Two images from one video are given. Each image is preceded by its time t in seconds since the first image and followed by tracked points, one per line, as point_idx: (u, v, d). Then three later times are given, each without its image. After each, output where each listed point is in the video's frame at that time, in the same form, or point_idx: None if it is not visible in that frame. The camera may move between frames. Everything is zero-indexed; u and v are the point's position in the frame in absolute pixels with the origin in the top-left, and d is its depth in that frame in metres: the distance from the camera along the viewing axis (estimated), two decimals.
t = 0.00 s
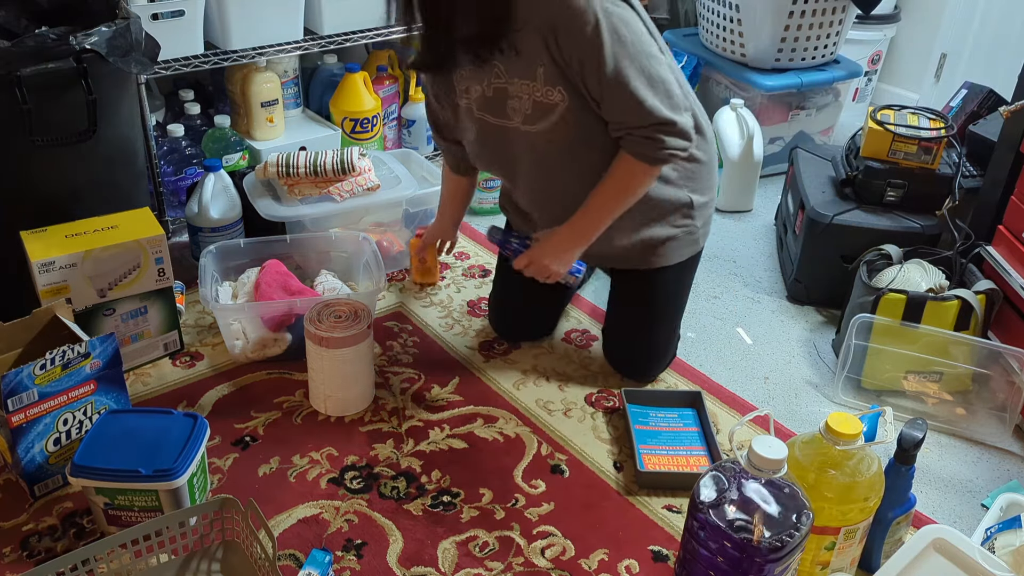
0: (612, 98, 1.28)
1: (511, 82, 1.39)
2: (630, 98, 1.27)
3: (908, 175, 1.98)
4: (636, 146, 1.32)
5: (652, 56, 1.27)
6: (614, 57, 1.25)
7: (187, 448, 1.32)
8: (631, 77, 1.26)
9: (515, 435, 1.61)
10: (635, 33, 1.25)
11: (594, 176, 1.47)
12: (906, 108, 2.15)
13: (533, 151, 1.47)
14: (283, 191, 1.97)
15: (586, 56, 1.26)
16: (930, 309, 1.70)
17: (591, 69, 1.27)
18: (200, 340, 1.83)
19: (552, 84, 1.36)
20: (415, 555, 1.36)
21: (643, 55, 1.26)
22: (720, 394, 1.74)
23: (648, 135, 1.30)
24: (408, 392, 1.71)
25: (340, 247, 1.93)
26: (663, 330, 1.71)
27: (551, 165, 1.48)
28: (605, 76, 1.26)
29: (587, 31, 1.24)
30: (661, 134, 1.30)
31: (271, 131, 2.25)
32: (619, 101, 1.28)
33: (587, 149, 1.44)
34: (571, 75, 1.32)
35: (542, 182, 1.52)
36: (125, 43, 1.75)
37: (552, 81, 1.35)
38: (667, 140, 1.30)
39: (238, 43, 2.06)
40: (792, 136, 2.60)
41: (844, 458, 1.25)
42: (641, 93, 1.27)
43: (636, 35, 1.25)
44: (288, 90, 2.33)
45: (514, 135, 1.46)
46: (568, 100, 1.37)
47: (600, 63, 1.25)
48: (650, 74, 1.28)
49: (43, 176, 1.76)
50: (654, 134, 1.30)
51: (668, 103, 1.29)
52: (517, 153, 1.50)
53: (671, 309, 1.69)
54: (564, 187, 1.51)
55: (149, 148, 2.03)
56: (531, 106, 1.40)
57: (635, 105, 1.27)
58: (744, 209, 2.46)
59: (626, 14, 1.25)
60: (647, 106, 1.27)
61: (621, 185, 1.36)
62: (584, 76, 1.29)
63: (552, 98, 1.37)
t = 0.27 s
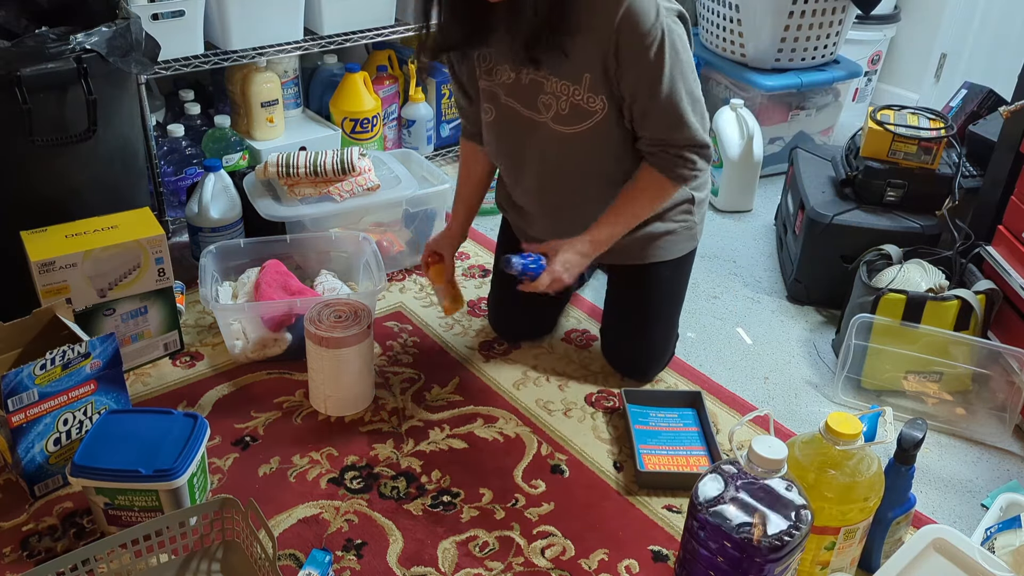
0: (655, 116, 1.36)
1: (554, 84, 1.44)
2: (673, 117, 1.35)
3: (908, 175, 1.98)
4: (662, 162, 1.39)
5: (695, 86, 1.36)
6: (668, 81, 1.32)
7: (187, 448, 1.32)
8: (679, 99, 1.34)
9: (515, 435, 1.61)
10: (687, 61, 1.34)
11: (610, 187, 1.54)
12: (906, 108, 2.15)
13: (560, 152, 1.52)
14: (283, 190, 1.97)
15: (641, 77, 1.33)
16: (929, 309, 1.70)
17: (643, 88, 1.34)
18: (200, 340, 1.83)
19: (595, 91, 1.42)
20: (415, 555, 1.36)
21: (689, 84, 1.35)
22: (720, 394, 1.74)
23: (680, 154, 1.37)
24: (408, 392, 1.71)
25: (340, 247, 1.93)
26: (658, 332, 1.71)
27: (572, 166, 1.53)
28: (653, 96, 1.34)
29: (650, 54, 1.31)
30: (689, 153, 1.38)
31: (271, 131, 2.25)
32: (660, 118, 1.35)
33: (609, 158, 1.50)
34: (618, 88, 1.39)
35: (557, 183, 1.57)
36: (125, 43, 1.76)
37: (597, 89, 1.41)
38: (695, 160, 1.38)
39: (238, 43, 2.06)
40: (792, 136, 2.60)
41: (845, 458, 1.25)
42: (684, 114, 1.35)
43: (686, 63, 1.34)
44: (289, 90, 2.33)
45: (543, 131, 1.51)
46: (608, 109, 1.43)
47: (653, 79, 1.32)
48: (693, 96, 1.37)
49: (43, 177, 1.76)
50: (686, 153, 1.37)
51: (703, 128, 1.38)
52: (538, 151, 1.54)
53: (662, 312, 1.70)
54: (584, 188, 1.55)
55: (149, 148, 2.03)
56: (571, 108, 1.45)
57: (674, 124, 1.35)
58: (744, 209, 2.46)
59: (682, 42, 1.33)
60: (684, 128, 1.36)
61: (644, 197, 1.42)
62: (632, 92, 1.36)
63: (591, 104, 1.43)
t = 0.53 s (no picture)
0: (666, 121, 1.41)
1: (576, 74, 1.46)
2: (684, 125, 1.41)
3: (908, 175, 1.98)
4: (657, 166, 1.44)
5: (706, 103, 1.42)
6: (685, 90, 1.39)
7: (187, 448, 1.32)
8: (690, 110, 1.40)
9: (515, 435, 1.61)
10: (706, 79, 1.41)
11: (601, 181, 1.56)
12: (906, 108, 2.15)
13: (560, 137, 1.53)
14: (283, 190, 1.97)
15: (664, 82, 1.39)
16: (929, 308, 1.70)
17: (662, 92, 1.40)
18: (201, 340, 1.83)
19: (619, 85, 1.44)
20: (415, 555, 1.36)
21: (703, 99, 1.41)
22: (720, 394, 1.74)
23: (677, 161, 1.43)
24: (408, 392, 1.71)
25: (340, 247, 1.93)
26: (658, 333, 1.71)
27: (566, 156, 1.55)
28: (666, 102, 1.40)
29: (678, 60, 1.37)
30: (684, 164, 1.44)
31: (271, 131, 2.25)
32: (668, 121, 1.41)
33: (603, 155, 1.53)
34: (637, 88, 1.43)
35: (553, 170, 1.58)
36: (125, 43, 1.76)
37: (621, 83, 1.44)
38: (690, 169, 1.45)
39: (238, 43, 2.06)
40: (792, 136, 2.60)
41: (845, 458, 1.25)
42: (685, 123, 1.41)
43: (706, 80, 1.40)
44: (289, 90, 2.33)
45: (552, 117, 1.52)
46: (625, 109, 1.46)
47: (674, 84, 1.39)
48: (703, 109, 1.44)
49: (43, 177, 1.76)
50: (683, 162, 1.43)
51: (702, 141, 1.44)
52: (539, 136, 1.55)
53: (663, 317, 1.70)
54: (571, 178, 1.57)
55: (149, 148, 2.03)
56: (588, 99, 1.47)
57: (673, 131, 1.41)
58: (744, 209, 2.46)
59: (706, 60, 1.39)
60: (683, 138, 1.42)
61: (639, 196, 1.46)
62: (650, 97, 1.42)
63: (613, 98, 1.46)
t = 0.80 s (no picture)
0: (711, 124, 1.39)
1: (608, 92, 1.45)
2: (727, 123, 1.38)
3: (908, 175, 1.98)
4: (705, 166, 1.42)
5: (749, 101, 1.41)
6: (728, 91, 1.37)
7: (187, 448, 1.32)
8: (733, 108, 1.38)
9: (515, 435, 1.61)
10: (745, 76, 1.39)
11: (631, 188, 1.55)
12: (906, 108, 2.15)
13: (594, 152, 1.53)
14: (283, 190, 1.97)
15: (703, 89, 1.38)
16: (930, 308, 1.70)
17: (710, 96, 1.38)
18: (200, 340, 1.83)
19: (654, 97, 1.43)
20: (415, 555, 1.36)
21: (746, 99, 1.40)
22: (720, 394, 1.74)
23: (728, 157, 1.40)
24: (408, 392, 1.71)
25: (340, 247, 1.93)
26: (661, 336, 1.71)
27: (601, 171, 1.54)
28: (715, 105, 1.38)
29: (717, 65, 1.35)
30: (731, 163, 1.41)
31: (271, 131, 2.25)
32: (713, 125, 1.39)
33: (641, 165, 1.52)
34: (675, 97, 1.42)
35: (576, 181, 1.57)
36: (125, 43, 1.76)
37: (656, 93, 1.42)
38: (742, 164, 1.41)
39: (238, 43, 2.06)
40: (792, 136, 2.60)
41: (844, 458, 1.25)
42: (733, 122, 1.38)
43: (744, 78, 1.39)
44: (288, 90, 2.33)
45: (580, 133, 1.51)
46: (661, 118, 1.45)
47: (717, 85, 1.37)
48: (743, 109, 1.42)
49: (43, 177, 1.76)
50: (736, 156, 1.40)
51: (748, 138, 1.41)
52: (568, 152, 1.54)
53: (668, 320, 1.70)
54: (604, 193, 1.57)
55: (149, 148, 2.03)
56: (620, 112, 1.46)
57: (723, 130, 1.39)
58: (744, 209, 2.46)
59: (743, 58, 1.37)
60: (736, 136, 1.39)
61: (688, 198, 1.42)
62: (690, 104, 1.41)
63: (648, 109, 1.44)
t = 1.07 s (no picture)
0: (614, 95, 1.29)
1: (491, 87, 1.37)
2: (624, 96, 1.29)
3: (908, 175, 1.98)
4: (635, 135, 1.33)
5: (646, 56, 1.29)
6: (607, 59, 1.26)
7: (187, 449, 1.32)
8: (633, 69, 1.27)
9: (515, 435, 1.61)
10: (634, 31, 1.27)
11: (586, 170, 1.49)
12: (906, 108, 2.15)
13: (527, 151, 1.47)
14: (283, 190, 1.97)
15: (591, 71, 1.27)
16: (930, 308, 1.70)
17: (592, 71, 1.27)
18: (200, 340, 1.83)
19: (537, 84, 1.35)
20: (415, 555, 1.36)
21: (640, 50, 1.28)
22: (720, 394, 1.74)
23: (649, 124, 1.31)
24: (408, 392, 1.71)
25: (340, 247, 1.93)
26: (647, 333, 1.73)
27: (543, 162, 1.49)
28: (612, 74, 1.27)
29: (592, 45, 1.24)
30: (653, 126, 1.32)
31: (271, 131, 2.25)
32: (616, 101, 1.29)
33: (574, 144, 1.45)
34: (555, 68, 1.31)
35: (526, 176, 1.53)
36: (125, 43, 1.75)
37: (539, 80, 1.35)
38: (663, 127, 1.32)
39: (238, 42, 2.06)
40: (792, 136, 2.60)
41: (844, 458, 1.25)
42: (639, 90, 1.28)
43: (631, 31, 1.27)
44: (289, 90, 2.33)
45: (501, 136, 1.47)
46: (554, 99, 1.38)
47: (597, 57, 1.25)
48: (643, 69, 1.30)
49: (44, 177, 1.76)
50: (653, 123, 1.31)
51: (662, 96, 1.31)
52: (504, 153, 1.50)
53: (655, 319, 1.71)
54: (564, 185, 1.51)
55: (149, 148, 2.03)
56: (516, 103, 1.39)
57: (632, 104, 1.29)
58: (745, 209, 2.46)
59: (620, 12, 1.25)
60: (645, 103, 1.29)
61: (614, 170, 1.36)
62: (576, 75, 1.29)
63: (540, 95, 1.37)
